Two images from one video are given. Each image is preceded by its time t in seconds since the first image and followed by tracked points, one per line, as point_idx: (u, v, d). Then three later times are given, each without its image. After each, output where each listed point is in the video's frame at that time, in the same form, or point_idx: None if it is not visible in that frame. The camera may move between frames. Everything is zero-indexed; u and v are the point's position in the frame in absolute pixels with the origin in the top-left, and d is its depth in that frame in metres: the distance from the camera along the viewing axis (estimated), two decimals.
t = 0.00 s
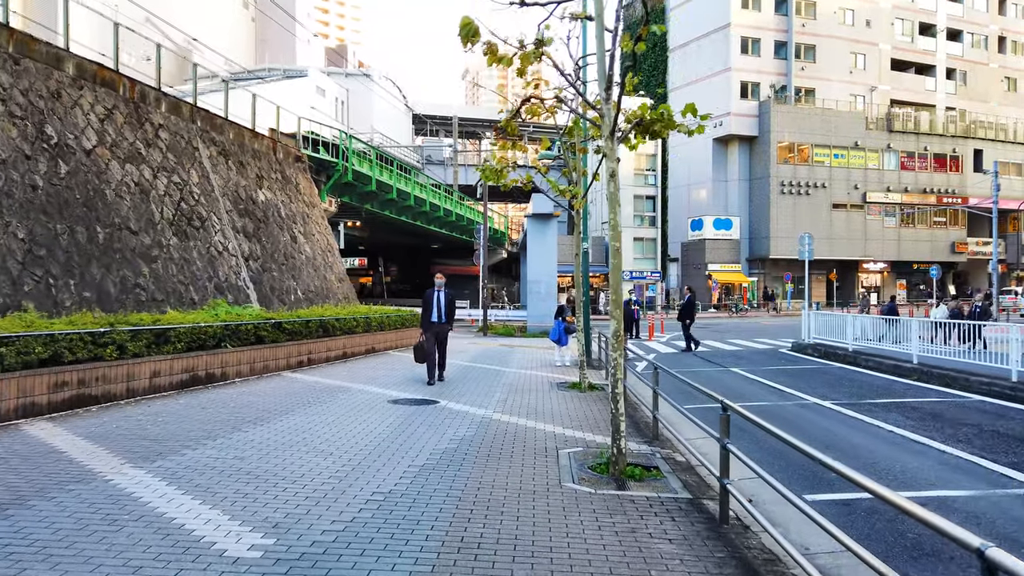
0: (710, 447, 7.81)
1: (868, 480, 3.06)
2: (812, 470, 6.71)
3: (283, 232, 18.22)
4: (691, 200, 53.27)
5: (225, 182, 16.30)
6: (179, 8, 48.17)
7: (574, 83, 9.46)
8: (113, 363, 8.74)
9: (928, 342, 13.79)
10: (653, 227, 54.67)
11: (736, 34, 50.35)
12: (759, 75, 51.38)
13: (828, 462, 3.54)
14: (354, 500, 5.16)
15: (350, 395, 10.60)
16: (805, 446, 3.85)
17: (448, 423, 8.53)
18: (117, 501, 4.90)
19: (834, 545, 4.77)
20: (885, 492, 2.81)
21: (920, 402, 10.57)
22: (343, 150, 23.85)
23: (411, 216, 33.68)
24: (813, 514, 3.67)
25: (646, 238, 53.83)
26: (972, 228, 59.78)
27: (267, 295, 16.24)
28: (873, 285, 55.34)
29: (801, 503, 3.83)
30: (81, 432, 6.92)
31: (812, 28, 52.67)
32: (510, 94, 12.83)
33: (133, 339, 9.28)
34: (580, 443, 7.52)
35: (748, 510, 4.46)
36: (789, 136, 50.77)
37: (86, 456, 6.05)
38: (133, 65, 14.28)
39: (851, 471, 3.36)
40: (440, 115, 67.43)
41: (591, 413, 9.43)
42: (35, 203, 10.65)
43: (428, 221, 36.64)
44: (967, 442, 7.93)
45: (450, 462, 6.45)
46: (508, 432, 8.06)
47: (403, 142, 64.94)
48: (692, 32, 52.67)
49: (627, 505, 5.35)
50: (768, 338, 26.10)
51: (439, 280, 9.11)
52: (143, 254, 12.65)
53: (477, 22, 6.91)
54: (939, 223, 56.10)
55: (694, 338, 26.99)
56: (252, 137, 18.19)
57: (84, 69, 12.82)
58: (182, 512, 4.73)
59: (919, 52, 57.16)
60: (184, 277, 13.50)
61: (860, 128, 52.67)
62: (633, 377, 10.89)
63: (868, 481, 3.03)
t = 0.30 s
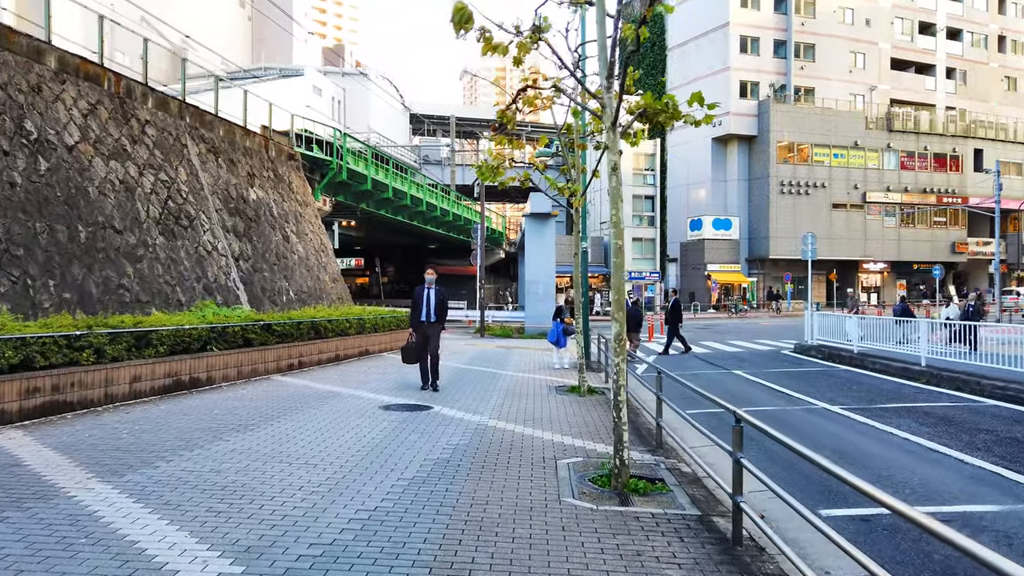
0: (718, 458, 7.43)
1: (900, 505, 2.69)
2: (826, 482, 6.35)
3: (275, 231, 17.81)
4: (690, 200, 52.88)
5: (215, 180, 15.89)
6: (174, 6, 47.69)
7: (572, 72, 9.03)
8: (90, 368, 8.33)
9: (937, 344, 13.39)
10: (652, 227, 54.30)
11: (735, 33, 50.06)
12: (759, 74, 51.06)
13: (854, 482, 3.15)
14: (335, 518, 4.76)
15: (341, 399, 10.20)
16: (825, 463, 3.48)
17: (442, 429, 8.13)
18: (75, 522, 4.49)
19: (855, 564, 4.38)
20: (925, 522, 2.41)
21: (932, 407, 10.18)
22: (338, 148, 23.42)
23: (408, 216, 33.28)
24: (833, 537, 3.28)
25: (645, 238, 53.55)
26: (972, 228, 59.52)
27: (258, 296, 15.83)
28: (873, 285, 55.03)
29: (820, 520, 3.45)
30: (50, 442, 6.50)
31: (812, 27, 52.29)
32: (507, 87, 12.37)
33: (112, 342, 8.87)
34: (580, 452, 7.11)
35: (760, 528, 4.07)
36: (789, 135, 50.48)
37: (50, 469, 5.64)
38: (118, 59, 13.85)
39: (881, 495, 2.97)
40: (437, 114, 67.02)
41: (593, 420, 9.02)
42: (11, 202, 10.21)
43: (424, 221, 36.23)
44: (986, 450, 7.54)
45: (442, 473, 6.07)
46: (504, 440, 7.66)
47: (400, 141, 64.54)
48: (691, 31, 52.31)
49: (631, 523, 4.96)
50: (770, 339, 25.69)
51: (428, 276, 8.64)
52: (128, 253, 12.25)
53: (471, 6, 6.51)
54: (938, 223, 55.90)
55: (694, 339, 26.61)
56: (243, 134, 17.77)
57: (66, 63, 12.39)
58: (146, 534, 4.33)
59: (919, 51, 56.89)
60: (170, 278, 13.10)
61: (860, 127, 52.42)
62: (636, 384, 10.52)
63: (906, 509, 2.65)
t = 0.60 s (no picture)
0: (729, 463, 7.07)
1: (945, 523, 2.35)
2: (845, 492, 6.00)
3: (270, 229, 17.46)
4: (691, 199, 52.54)
5: (208, 177, 15.54)
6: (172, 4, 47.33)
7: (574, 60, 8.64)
8: (71, 370, 7.97)
9: (949, 344, 12.99)
10: (653, 227, 53.92)
11: (736, 31, 49.73)
12: (760, 73, 50.83)
13: (885, 495, 2.80)
14: (320, 533, 4.42)
15: (336, 401, 9.84)
16: (851, 473, 3.15)
17: (439, 433, 7.76)
18: (38, 537, 4.15)
19: None
20: (985, 547, 2.07)
21: (948, 410, 9.81)
22: (336, 146, 23.07)
23: (406, 215, 32.93)
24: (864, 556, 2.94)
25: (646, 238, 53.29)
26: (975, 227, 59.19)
27: (252, 296, 15.47)
28: (875, 285, 54.68)
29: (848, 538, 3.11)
30: (23, 449, 6.15)
31: (814, 26, 51.96)
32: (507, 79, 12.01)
33: (94, 343, 8.50)
34: (584, 459, 6.75)
35: (780, 542, 3.72)
36: (790, 135, 50.20)
37: (19, 479, 5.29)
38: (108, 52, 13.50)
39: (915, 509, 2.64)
40: (437, 113, 66.70)
41: (597, 424, 8.65)
42: None
43: (423, 220, 35.88)
44: (1010, 456, 7.18)
45: (438, 482, 5.72)
46: (504, 445, 7.33)
47: (399, 140, 64.21)
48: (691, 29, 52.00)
49: (640, 536, 4.63)
50: (774, 339, 25.32)
51: (427, 275, 8.20)
52: (117, 251, 11.90)
53: None
54: (941, 223, 55.55)
55: (696, 340, 26.24)
56: (237, 130, 17.41)
57: (53, 56, 12.04)
58: (112, 549, 4.00)
59: (921, 49, 56.60)
60: (161, 277, 12.74)
61: (862, 126, 52.12)
62: (641, 386, 10.15)
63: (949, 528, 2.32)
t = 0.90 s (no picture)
0: (738, 475, 6.67)
1: (997, 556, 1.98)
2: (866, 510, 5.59)
3: (263, 228, 17.04)
4: (692, 199, 52.17)
5: (199, 174, 15.12)
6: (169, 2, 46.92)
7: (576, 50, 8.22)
8: (46, 375, 7.57)
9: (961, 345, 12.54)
10: (654, 227, 53.56)
11: (737, 30, 49.36)
12: (761, 72, 50.48)
13: (921, 519, 2.42)
14: (299, 558, 4.02)
15: (328, 406, 9.45)
16: (882, 493, 2.76)
17: (434, 442, 7.35)
18: None
19: None
20: None
21: (965, 416, 9.40)
22: (333, 144, 22.64)
23: (405, 215, 32.51)
24: None
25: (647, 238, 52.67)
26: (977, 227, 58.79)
27: (244, 297, 15.07)
28: (877, 285, 54.27)
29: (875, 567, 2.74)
30: None
31: (816, 25, 51.59)
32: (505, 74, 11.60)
33: (71, 348, 8.11)
34: (586, 471, 6.34)
35: (798, 566, 3.33)
36: (791, 134, 49.80)
37: None
38: (94, 45, 13.09)
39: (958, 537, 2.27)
40: (436, 113, 66.35)
41: (599, 432, 8.24)
42: None
43: (422, 220, 35.47)
44: None
45: (429, 499, 5.31)
46: (502, 455, 6.93)
47: (398, 140, 63.84)
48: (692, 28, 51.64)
49: (649, 560, 4.23)
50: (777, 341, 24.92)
51: (423, 271, 7.74)
52: (102, 251, 11.49)
53: None
54: (943, 223, 55.16)
55: (698, 341, 25.87)
56: (231, 127, 16.99)
57: (37, 48, 11.65)
58: None
59: (923, 48, 56.29)
60: (149, 277, 12.35)
61: (864, 126, 51.75)
62: (646, 391, 9.74)
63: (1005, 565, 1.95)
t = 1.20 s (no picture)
0: (741, 486, 6.34)
1: None
2: (876, 526, 5.28)
3: (252, 227, 16.67)
4: (688, 199, 51.93)
5: (185, 172, 14.75)
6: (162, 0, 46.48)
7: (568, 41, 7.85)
8: (14, 381, 7.20)
9: (966, 347, 12.24)
10: (650, 226, 53.29)
11: (734, 29, 49.11)
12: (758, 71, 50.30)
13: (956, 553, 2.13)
14: None
15: (313, 411, 9.10)
16: (905, 518, 2.47)
17: (421, 450, 7.02)
18: None
19: None
20: None
21: (974, 420, 9.09)
22: (324, 142, 22.24)
23: (399, 214, 32.12)
24: None
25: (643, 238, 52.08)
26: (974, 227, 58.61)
27: (231, 298, 14.70)
28: (874, 285, 54.06)
29: None
30: None
31: (813, 24, 51.38)
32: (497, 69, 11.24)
33: (41, 352, 7.74)
34: (580, 482, 6.01)
35: None
36: (788, 134, 49.55)
37: None
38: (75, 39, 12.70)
39: None
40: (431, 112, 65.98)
41: (594, 438, 7.91)
42: None
43: (416, 220, 35.11)
44: None
45: (413, 513, 4.99)
46: (492, 464, 6.60)
47: (394, 139, 63.46)
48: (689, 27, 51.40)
49: None
50: (776, 342, 24.60)
51: (406, 271, 7.23)
52: (81, 250, 11.12)
53: None
54: (940, 223, 54.97)
55: (696, 342, 25.54)
56: (218, 124, 16.60)
57: (14, 40, 11.25)
58: None
59: (920, 48, 56.17)
60: (131, 277, 11.98)
61: (861, 125, 51.54)
62: (643, 395, 9.40)
63: None
